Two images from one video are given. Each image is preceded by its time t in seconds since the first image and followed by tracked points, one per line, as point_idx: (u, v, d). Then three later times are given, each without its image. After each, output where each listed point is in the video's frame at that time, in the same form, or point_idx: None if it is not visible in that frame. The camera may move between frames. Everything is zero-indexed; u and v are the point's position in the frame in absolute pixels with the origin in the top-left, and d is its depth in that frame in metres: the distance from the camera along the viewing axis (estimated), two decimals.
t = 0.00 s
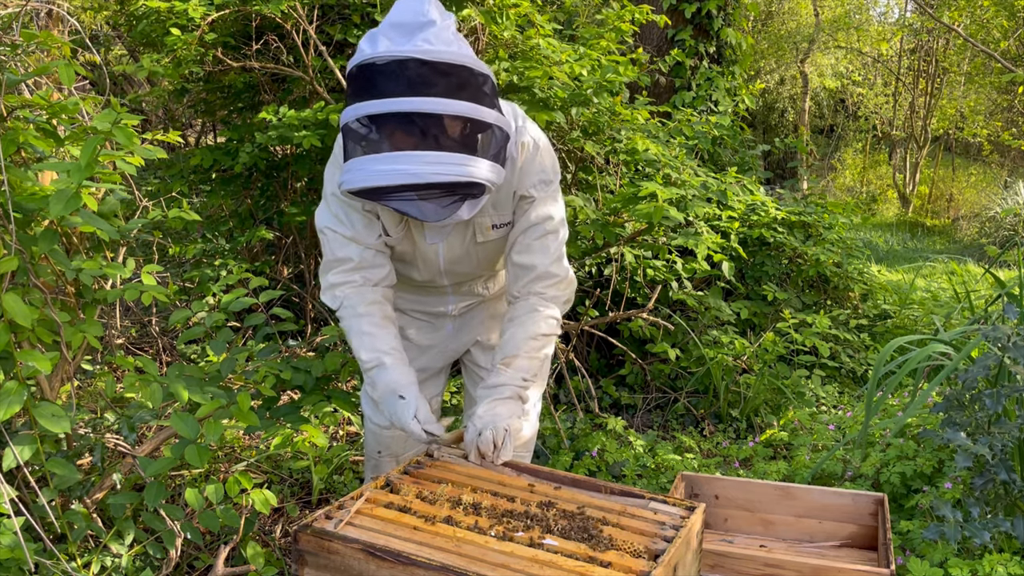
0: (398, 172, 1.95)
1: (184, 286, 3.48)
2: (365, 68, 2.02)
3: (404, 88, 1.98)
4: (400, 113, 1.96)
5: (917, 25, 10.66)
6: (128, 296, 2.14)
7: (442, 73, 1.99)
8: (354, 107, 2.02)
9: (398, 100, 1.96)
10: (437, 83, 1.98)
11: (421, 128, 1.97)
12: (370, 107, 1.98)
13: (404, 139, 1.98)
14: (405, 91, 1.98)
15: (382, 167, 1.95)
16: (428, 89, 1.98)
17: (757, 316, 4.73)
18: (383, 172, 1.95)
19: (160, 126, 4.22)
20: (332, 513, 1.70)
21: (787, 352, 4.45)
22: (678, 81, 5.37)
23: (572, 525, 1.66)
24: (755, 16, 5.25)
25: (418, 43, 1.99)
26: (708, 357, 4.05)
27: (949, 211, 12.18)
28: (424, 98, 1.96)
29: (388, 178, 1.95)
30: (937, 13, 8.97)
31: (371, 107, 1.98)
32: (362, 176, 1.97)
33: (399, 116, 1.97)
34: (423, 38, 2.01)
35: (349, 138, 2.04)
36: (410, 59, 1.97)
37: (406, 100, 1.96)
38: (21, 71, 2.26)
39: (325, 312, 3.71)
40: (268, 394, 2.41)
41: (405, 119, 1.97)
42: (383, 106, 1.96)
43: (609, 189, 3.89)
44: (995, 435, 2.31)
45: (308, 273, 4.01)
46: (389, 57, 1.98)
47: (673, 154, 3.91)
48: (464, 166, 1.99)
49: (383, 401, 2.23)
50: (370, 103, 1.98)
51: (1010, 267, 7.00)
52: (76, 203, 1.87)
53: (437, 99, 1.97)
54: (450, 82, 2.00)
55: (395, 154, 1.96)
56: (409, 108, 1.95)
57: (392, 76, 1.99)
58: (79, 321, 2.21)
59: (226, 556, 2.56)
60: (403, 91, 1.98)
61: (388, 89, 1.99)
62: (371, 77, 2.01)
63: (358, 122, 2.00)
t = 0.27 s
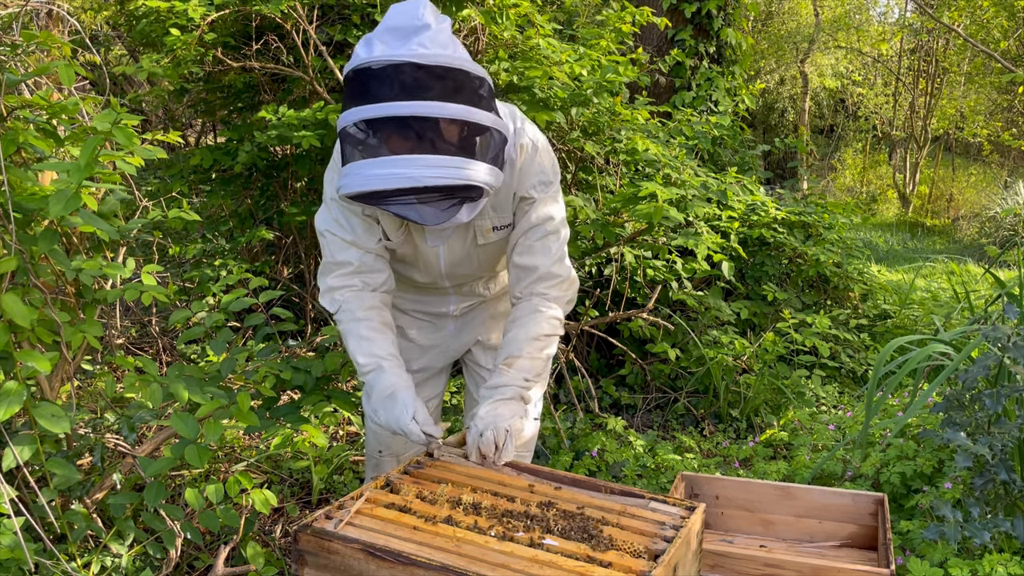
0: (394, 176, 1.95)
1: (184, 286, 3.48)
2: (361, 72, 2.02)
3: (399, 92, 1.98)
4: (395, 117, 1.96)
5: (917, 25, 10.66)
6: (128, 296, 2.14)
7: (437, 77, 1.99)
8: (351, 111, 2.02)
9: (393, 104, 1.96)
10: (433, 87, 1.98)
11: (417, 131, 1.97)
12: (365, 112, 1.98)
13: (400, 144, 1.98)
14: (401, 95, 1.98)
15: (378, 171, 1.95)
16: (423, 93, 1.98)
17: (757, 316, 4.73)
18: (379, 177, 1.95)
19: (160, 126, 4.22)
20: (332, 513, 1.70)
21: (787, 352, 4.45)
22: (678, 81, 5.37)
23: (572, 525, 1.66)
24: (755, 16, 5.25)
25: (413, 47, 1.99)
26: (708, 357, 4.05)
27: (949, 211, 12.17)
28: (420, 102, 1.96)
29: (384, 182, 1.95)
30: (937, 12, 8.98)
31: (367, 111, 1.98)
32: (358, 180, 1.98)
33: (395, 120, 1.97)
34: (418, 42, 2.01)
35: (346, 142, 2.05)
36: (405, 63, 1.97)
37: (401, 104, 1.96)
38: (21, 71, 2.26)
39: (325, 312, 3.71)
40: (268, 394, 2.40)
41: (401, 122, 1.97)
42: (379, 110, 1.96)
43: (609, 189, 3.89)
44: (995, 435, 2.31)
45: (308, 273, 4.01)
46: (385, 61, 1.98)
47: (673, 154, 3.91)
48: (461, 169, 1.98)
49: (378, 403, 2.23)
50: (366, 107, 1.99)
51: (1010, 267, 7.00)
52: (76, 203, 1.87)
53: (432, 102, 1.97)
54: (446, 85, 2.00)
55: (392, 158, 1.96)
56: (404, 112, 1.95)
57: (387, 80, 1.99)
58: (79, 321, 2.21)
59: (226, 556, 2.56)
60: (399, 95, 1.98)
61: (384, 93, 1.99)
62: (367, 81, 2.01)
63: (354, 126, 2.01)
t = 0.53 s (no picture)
0: (391, 180, 1.94)
1: (183, 286, 3.48)
2: (359, 77, 2.02)
3: (397, 96, 1.98)
4: (393, 121, 1.96)
5: (917, 25, 10.67)
6: (128, 296, 2.13)
7: (435, 81, 1.98)
8: (349, 115, 2.02)
9: (391, 108, 1.96)
10: (431, 91, 1.98)
11: (414, 135, 1.97)
12: (363, 116, 1.98)
13: (398, 148, 1.98)
14: (399, 99, 1.97)
15: (376, 175, 1.95)
16: (420, 97, 1.97)
17: (757, 316, 4.73)
18: (377, 181, 1.95)
19: (160, 126, 4.22)
20: (332, 513, 1.70)
21: (787, 352, 4.45)
22: (678, 81, 5.37)
23: (572, 525, 1.66)
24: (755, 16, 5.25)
25: (411, 52, 1.99)
26: (708, 357, 4.05)
27: (949, 212, 12.11)
28: (417, 106, 1.96)
29: (382, 186, 1.95)
30: (937, 12, 8.98)
31: (364, 115, 1.98)
32: (356, 185, 1.98)
33: (392, 124, 1.96)
34: (416, 46, 2.01)
35: (344, 146, 2.05)
36: (403, 68, 1.97)
37: (399, 108, 1.95)
38: (22, 71, 2.27)
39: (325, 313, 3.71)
40: (268, 394, 2.40)
41: (398, 127, 1.97)
42: (377, 114, 1.96)
43: (609, 189, 3.89)
44: (995, 435, 2.31)
45: (308, 273, 4.01)
46: (382, 66, 1.98)
47: (673, 154, 3.91)
48: (460, 174, 1.98)
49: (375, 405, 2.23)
50: (364, 111, 1.99)
51: (1010, 267, 7.00)
52: (76, 203, 1.87)
53: (430, 107, 1.97)
54: (444, 90, 1.99)
55: (390, 162, 1.96)
56: (402, 116, 1.95)
57: (385, 85, 1.99)
58: (79, 321, 2.21)
59: (226, 556, 2.56)
60: (397, 99, 1.97)
61: (381, 98, 1.99)
62: (365, 85, 2.01)
63: (352, 130, 2.01)
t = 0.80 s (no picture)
0: (392, 190, 1.96)
1: (183, 286, 3.48)
2: (360, 84, 2.02)
3: (398, 105, 1.98)
4: (395, 130, 1.96)
5: (917, 25, 10.67)
6: (128, 296, 2.13)
7: (436, 90, 1.99)
8: (350, 123, 2.02)
9: (392, 117, 1.96)
10: (432, 100, 1.98)
11: (415, 144, 1.98)
12: (364, 125, 1.98)
13: (399, 156, 1.99)
14: (400, 107, 1.98)
15: (377, 185, 1.97)
16: (421, 105, 1.98)
17: (757, 316, 4.73)
18: (378, 190, 1.97)
19: (160, 126, 4.22)
20: (332, 513, 1.70)
21: (787, 352, 4.45)
22: (678, 81, 5.37)
23: (572, 526, 1.66)
24: (755, 16, 5.25)
25: (413, 60, 1.99)
26: (708, 357, 4.05)
27: (949, 211, 12.20)
28: (419, 115, 1.97)
29: (383, 196, 1.97)
30: (937, 12, 8.98)
31: (365, 124, 1.98)
32: (357, 194, 1.99)
33: (394, 133, 1.97)
34: (417, 55, 2.01)
35: (346, 153, 2.06)
36: (405, 77, 1.97)
37: (401, 117, 1.96)
38: (21, 71, 2.27)
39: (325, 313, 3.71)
40: (268, 394, 2.40)
41: (400, 135, 1.97)
42: (378, 123, 1.97)
43: (609, 189, 3.89)
44: (995, 434, 2.31)
45: (308, 273, 4.01)
46: (384, 74, 1.98)
47: (673, 154, 3.91)
48: (461, 182, 1.99)
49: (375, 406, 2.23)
50: (365, 120, 1.99)
51: (1010, 268, 7.00)
52: (75, 203, 1.87)
53: (431, 116, 1.97)
54: (445, 98, 1.99)
55: (392, 171, 1.97)
56: (403, 125, 1.95)
57: (386, 93, 1.99)
58: (79, 321, 2.21)
59: (226, 556, 2.56)
60: (398, 108, 1.98)
61: (383, 106, 1.99)
62: (366, 93, 2.01)
63: (354, 137, 2.01)
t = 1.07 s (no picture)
0: (391, 194, 1.96)
1: (183, 286, 3.48)
2: (361, 88, 2.02)
3: (399, 109, 1.98)
4: (395, 134, 1.97)
5: (917, 25, 10.67)
6: (128, 296, 2.13)
7: (437, 94, 1.99)
8: (351, 125, 2.03)
9: (392, 121, 1.97)
10: (433, 104, 1.98)
11: (415, 148, 1.98)
12: (365, 128, 1.98)
13: (400, 160, 1.99)
14: (401, 111, 1.98)
15: (378, 188, 1.97)
16: (422, 109, 1.98)
17: (757, 316, 4.73)
18: (378, 194, 1.97)
19: (160, 126, 4.22)
20: (332, 513, 1.70)
21: (787, 352, 4.45)
22: (678, 81, 5.37)
23: (572, 526, 1.66)
24: (755, 16, 5.25)
25: (414, 64, 1.99)
26: (708, 357, 4.05)
27: (948, 211, 12.23)
28: (419, 119, 1.97)
29: (382, 200, 1.97)
30: (937, 12, 8.99)
31: (366, 128, 1.99)
32: (358, 197, 1.99)
33: (395, 137, 1.97)
34: (419, 59, 2.00)
35: (347, 156, 2.06)
36: (406, 81, 1.97)
37: (401, 121, 1.96)
38: (21, 71, 2.27)
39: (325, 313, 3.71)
40: (268, 394, 2.40)
41: (399, 139, 1.98)
42: (379, 127, 1.97)
43: (609, 189, 3.89)
44: (995, 434, 2.31)
45: (308, 273, 4.01)
46: (385, 77, 1.98)
47: (673, 154, 3.91)
48: (461, 186, 1.99)
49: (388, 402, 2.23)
50: (366, 123, 2.00)
51: (1010, 267, 7.00)
52: (74, 203, 1.87)
53: (432, 120, 1.97)
54: (446, 103, 2.00)
55: (392, 174, 1.97)
56: (404, 129, 1.96)
57: (387, 96, 1.99)
58: (79, 321, 2.21)
59: (226, 556, 2.56)
60: (399, 112, 1.98)
61: (384, 109, 1.99)
62: (367, 96, 2.02)
63: (355, 140, 2.02)
